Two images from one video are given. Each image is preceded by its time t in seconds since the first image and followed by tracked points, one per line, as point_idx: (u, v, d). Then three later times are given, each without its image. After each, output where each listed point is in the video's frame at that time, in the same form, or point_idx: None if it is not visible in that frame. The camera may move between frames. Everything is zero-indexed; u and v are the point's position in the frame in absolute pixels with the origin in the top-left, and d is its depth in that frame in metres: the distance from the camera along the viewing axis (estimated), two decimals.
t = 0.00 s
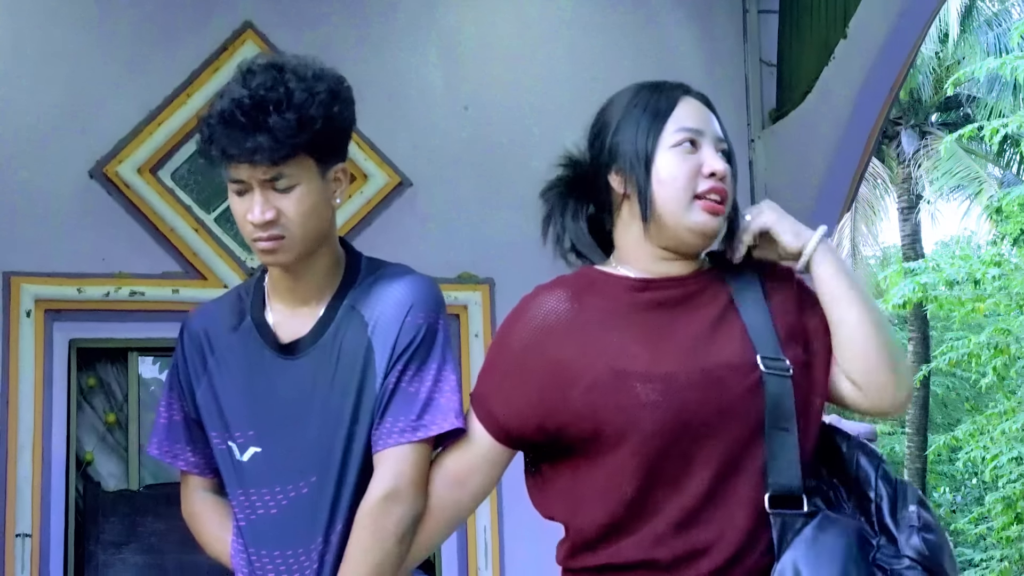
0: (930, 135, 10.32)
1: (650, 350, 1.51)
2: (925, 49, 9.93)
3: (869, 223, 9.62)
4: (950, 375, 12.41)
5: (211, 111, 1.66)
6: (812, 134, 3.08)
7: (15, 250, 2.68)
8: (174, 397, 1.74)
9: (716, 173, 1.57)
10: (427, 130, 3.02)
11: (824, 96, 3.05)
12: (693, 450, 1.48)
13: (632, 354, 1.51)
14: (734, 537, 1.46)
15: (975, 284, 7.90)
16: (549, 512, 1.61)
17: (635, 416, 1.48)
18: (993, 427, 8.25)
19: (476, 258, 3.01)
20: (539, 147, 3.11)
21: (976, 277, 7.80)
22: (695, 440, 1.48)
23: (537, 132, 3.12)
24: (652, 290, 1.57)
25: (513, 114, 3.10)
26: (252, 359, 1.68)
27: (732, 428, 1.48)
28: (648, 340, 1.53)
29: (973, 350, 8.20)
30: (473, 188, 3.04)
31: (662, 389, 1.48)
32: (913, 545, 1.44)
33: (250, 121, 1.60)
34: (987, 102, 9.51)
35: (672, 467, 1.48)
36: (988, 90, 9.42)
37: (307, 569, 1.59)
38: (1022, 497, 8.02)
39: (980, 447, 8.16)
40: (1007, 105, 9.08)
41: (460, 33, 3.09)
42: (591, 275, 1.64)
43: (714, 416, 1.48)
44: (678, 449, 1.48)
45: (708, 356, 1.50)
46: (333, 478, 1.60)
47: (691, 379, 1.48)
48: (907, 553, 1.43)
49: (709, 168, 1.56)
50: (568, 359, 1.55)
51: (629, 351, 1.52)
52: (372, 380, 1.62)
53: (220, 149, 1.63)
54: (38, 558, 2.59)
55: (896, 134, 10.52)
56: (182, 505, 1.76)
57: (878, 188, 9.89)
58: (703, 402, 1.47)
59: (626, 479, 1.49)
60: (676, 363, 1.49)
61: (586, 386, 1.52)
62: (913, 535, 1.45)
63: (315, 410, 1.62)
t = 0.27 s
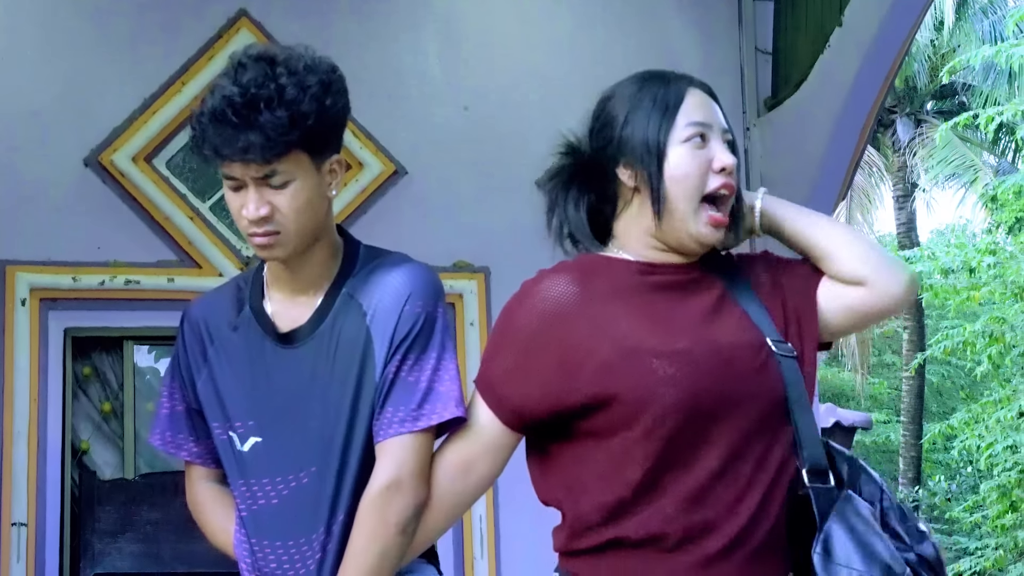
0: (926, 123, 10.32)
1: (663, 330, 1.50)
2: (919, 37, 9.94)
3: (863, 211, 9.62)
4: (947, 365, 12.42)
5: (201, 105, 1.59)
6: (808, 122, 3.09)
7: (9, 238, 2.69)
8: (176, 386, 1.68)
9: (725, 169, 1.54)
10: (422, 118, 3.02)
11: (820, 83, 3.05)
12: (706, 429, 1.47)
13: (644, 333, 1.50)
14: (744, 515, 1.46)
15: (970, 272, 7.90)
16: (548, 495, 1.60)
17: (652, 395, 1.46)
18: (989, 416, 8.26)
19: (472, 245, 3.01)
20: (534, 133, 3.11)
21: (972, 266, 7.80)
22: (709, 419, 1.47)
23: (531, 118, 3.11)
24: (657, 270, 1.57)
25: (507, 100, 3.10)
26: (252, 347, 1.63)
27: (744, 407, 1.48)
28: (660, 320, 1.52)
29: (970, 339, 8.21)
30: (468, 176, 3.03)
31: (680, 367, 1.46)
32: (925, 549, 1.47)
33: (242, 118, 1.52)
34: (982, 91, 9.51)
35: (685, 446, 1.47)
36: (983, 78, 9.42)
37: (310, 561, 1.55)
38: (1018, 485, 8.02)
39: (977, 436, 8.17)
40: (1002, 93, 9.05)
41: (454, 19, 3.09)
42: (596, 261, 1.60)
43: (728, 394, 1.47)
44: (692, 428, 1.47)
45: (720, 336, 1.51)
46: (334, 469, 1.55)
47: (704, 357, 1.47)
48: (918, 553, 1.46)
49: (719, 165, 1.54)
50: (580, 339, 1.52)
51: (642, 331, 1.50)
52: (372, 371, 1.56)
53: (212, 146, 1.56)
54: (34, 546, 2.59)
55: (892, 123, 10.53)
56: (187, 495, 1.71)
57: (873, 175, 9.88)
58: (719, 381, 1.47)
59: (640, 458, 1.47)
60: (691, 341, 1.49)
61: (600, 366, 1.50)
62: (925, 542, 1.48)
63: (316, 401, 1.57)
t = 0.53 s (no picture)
0: (925, 116, 10.32)
1: (666, 315, 1.50)
2: (919, 29, 9.94)
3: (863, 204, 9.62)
4: (947, 357, 12.43)
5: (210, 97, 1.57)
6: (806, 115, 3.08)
7: (9, 231, 2.69)
8: (180, 379, 1.68)
9: (721, 176, 1.53)
10: (421, 110, 3.02)
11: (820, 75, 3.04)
12: (707, 415, 1.47)
13: (648, 317, 1.49)
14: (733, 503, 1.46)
15: (969, 264, 7.91)
16: (544, 481, 1.58)
17: (656, 379, 1.45)
18: (988, 408, 8.27)
19: (472, 238, 3.01)
20: (534, 125, 3.11)
21: (971, 258, 7.81)
22: (711, 406, 1.46)
23: (531, 110, 3.11)
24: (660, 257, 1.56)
25: (507, 92, 3.10)
26: (257, 338, 1.62)
27: (744, 394, 1.48)
28: (664, 306, 1.51)
29: (969, 332, 8.21)
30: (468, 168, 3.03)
31: (684, 352, 1.46)
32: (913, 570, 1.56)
33: (258, 110, 1.52)
34: (981, 83, 9.50)
35: (685, 431, 1.46)
36: (982, 70, 9.42)
37: (316, 553, 1.55)
38: (1018, 477, 8.01)
39: (976, 428, 8.17)
40: (1002, 85, 9.08)
41: (453, 11, 3.08)
42: (599, 247, 1.59)
43: (731, 382, 1.47)
44: (693, 413, 1.46)
45: (722, 325, 1.50)
46: (339, 459, 1.55)
47: (709, 344, 1.47)
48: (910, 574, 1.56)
49: (715, 172, 1.52)
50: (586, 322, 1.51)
51: (647, 316, 1.49)
52: (378, 363, 1.56)
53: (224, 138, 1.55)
54: (34, 538, 2.59)
55: (891, 116, 10.53)
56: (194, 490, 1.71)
57: (872, 168, 9.88)
58: (722, 368, 1.46)
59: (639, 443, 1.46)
60: (694, 328, 1.48)
61: (604, 349, 1.48)
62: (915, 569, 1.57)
63: (322, 393, 1.57)
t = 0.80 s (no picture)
0: (925, 113, 10.31)
1: (646, 316, 1.49)
2: (919, 26, 9.92)
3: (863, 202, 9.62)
4: (948, 355, 12.42)
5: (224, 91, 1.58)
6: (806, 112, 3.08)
7: (9, 228, 2.69)
8: (183, 373, 1.68)
9: (704, 181, 1.52)
10: (421, 108, 3.02)
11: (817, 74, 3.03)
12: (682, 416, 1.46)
13: (628, 316, 1.49)
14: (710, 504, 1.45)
15: (969, 263, 7.90)
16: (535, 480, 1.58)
17: (627, 379, 1.46)
18: (988, 406, 8.26)
19: (472, 235, 3.01)
20: (534, 122, 3.11)
21: (971, 256, 7.80)
22: (685, 407, 1.46)
23: (530, 107, 3.11)
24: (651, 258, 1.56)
25: (506, 90, 3.10)
26: (262, 335, 1.63)
27: (725, 398, 1.47)
28: (645, 307, 1.51)
29: (970, 331, 8.20)
30: (468, 166, 3.03)
31: (659, 353, 1.46)
32: None
33: (283, 102, 1.53)
34: (982, 81, 9.49)
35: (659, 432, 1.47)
36: (982, 68, 9.40)
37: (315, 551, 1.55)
38: (1017, 475, 8.02)
39: (976, 426, 8.17)
40: (1002, 83, 9.05)
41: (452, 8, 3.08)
42: (592, 243, 1.60)
43: (709, 385, 1.46)
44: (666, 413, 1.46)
45: (707, 327, 1.50)
46: (341, 457, 1.55)
47: (686, 345, 1.46)
48: None
49: (697, 177, 1.51)
50: (565, 320, 1.51)
51: (626, 315, 1.50)
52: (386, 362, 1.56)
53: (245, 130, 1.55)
54: (33, 536, 2.59)
55: (891, 113, 10.52)
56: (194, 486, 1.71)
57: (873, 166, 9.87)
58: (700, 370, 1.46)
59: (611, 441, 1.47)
60: (673, 330, 1.48)
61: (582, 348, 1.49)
62: None
63: (325, 390, 1.57)
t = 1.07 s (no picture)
0: (925, 114, 10.31)
1: (656, 329, 1.47)
2: (919, 27, 9.92)
3: (863, 202, 9.61)
4: (947, 356, 12.42)
5: (224, 92, 1.59)
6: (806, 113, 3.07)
7: (9, 229, 2.70)
8: (186, 369, 1.69)
9: (721, 170, 1.51)
10: (421, 108, 3.02)
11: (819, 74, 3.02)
12: (693, 431, 1.44)
13: (638, 329, 1.47)
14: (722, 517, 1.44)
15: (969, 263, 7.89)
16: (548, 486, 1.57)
17: (636, 393, 1.44)
18: (988, 407, 8.26)
19: (472, 236, 3.01)
20: (534, 123, 3.11)
21: (971, 257, 7.79)
22: (695, 422, 1.44)
23: (531, 108, 3.11)
24: (666, 267, 1.53)
25: (507, 91, 3.10)
26: (265, 333, 1.63)
27: (736, 413, 1.45)
28: (656, 319, 1.49)
29: (970, 331, 8.20)
30: (468, 166, 3.03)
31: (668, 368, 1.43)
32: None
33: (274, 103, 1.53)
34: (982, 81, 9.49)
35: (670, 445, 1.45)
36: (982, 69, 9.40)
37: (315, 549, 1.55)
38: (1017, 476, 8.02)
39: (976, 427, 8.16)
40: (1002, 83, 9.06)
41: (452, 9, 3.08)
42: (601, 246, 1.59)
43: (719, 401, 1.44)
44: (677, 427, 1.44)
45: (719, 340, 1.47)
46: (342, 457, 1.55)
47: (696, 360, 1.44)
48: None
49: (715, 166, 1.50)
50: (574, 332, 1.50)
51: (636, 328, 1.47)
52: (388, 361, 1.56)
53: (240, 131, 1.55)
54: (34, 537, 2.59)
55: (891, 113, 10.51)
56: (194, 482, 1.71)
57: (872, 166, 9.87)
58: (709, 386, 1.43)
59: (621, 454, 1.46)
60: (684, 344, 1.45)
61: (592, 361, 1.48)
62: None
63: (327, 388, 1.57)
